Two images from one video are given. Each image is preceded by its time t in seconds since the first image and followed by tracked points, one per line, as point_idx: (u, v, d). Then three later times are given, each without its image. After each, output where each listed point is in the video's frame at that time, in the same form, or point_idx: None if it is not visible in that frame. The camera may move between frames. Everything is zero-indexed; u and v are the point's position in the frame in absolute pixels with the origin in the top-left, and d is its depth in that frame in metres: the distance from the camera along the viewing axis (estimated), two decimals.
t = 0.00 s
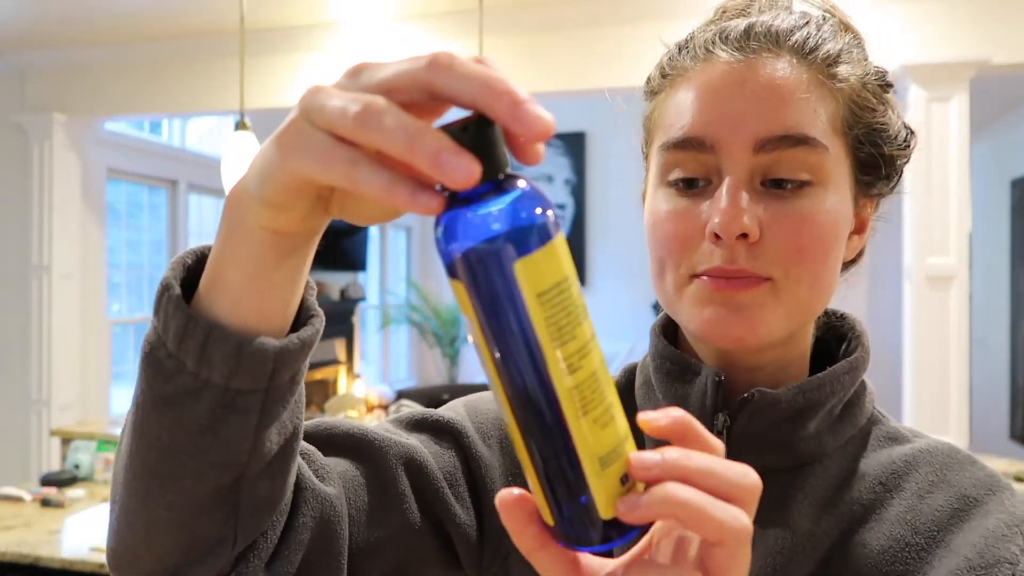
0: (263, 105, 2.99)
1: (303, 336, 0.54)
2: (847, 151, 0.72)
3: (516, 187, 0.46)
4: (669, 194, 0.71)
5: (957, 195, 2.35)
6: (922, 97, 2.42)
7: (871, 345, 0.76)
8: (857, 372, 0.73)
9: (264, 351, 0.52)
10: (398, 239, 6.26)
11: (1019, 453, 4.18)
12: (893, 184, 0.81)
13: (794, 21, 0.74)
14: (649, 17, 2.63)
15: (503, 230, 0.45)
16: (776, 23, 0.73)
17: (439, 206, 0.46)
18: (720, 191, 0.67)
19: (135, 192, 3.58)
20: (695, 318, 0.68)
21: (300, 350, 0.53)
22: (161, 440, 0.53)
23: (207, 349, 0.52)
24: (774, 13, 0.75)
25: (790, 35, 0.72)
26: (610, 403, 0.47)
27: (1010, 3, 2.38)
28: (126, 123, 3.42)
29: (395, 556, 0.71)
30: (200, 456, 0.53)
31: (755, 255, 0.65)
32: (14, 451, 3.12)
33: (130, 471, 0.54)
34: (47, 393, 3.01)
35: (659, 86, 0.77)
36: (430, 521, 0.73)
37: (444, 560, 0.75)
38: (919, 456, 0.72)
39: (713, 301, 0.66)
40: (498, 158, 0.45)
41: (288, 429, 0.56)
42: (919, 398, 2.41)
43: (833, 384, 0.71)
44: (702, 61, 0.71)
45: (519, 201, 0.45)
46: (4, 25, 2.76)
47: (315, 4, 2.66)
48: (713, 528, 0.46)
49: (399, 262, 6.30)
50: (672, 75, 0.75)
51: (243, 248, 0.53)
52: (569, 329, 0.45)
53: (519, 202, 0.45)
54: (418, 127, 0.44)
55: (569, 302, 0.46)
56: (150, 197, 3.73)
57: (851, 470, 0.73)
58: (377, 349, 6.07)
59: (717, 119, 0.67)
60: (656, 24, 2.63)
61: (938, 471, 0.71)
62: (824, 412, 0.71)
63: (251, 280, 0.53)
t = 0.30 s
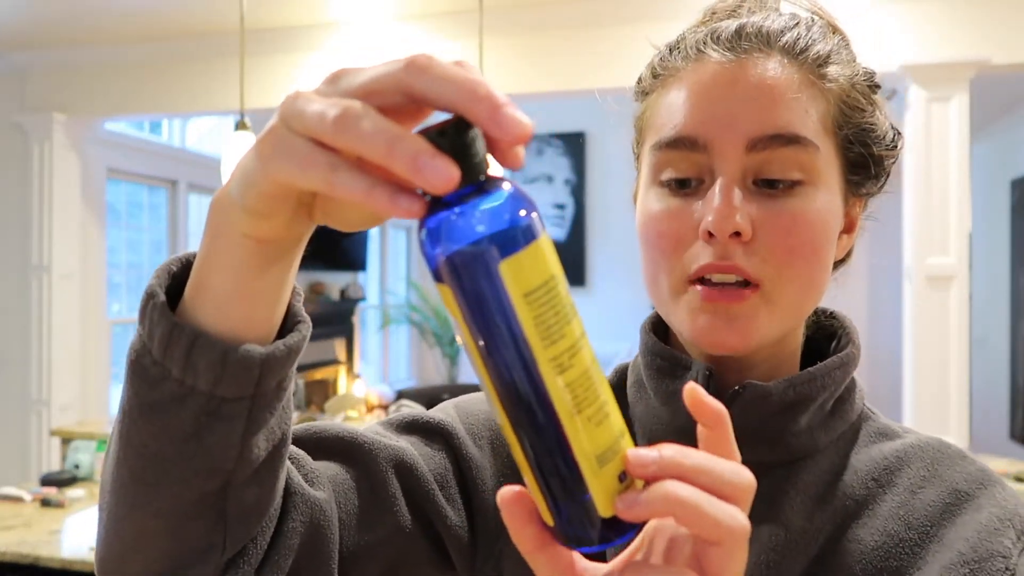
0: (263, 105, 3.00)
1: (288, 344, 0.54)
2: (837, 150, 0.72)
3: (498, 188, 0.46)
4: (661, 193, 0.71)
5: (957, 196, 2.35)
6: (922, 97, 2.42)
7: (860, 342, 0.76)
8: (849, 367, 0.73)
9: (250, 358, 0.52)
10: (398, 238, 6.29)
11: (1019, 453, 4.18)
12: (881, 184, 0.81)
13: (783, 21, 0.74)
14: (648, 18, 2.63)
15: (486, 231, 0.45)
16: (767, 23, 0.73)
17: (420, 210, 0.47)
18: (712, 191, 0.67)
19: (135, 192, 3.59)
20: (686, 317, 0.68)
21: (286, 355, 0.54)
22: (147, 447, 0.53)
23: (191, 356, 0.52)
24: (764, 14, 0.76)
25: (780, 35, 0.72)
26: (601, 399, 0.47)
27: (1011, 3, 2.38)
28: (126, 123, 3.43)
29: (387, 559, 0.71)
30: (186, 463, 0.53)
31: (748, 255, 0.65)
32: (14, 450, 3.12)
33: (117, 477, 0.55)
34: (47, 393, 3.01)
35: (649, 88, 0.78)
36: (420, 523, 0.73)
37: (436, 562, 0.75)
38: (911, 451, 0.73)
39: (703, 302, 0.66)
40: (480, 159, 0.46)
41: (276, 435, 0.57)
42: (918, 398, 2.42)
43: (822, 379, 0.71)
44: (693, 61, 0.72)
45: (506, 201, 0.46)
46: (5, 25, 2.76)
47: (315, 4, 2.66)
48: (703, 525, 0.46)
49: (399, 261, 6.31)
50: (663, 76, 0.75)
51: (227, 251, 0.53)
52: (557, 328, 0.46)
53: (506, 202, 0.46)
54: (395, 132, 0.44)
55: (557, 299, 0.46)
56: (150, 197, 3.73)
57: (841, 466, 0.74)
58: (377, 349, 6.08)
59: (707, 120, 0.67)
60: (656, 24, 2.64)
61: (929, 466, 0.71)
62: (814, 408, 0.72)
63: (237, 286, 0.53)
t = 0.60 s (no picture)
0: (263, 105, 2.99)
1: (343, 368, 0.52)
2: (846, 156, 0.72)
3: (550, 109, 0.45)
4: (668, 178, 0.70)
5: (956, 196, 2.35)
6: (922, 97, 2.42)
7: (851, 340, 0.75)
8: (836, 366, 0.72)
9: (325, 375, 0.51)
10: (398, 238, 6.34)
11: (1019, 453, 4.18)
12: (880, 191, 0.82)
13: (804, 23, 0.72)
14: (648, 18, 2.63)
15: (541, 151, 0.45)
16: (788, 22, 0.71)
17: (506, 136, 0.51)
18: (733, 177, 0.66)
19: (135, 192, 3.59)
20: (689, 303, 0.66)
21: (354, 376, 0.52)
22: (193, 446, 0.52)
23: (267, 367, 0.51)
24: (783, 13, 0.74)
25: (803, 35, 0.71)
26: (630, 343, 0.42)
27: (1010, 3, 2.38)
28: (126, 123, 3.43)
29: (385, 565, 0.71)
30: (231, 470, 0.53)
31: (762, 245, 0.64)
32: (14, 451, 3.12)
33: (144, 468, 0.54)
34: (47, 393, 3.01)
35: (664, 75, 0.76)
36: (415, 528, 0.73)
37: (431, 565, 0.75)
38: (899, 447, 0.72)
39: (711, 289, 0.65)
40: (555, 80, 0.44)
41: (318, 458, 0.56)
42: (918, 398, 2.41)
43: (808, 378, 0.70)
44: (715, 49, 0.70)
45: (552, 120, 0.44)
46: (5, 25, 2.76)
47: (315, 4, 2.66)
48: None
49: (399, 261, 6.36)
50: (681, 63, 0.73)
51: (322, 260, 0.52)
52: (573, 254, 0.43)
53: (548, 121, 0.44)
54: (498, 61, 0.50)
55: (580, 227, 0.42)
56: (150, 197, 3.73)
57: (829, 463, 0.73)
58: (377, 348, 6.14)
59: (735, 104, 0.66)
60: (656, 25, 2.64)
61: (918, 462, 0.70)
62: (802, 406, 0.71)
63: (325, 295, 0.52)
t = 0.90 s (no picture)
0: (263, 105, 2.99)
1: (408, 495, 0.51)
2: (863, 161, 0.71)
3: (572, 96, 0.45)
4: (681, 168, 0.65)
5: (956, 195, 2.35)
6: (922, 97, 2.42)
7: (847, 343, 0.73)
8: (832, 370, 0.70)
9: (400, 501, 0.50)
10: (398, 237, 6.61)
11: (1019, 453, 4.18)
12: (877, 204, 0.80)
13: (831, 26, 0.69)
14: (647, 17, 2.64)
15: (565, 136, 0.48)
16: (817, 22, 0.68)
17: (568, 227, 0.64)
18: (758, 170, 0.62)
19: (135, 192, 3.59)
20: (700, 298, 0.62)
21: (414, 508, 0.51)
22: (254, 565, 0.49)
23: (342, 486, 0.49)
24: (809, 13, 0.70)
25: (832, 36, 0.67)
26: (599, 317, 0.44)
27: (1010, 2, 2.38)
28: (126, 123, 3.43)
29: None
30: None
31: (785, 243, 0.60)
32: (14, 451, 3.12)
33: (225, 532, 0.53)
34: (47, 392, 3.01)
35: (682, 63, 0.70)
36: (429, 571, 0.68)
37: None
38: (897, 450, 0.70)
39: (724, 285, 0.61)
40: (577, 72, 0.45)
41: None
42: (919, 399, 2.41)
43: (805, 381, 0.68)
44: (742, 41, 0.65)
45: (576, 107, 0.45)
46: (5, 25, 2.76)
47: (315, 4, 2.66)
48: (623, 566, 0.45)
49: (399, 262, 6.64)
50: (704, 52, 0.68)
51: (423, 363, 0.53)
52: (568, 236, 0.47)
53: (569, 109, 0.45)
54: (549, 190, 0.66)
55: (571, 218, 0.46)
56: (150, 197, 3.73)
57: (827, 465, 0.72)
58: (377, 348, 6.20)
59: (769, 94, 0.61)
60: (655, 24, 2.63)
61: (915, 465, 0.69)
62: (799, 408, 0.69)
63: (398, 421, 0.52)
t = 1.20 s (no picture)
0: (264, 105, 2.99)
1: None
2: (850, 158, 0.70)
3: (587, 91, 0.46)
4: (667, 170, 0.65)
5: (957, 196, 2.35)
6: (921, 97, 2.42)
7: (842, 336, 0.71)
8: (825, 368, 0.68)
9: None
10: (398, 237, 6.63)
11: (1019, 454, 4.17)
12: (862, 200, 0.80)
13: (815, 22, 0.68)
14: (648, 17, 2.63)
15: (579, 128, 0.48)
16: (801, 19, 0.67)
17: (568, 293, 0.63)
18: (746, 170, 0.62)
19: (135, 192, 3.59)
20: (688, 299, 0.61)
21: None
22: None
23: None
24: (793, 10, 0.69)
25: (817, 32, 0.66)
26: (591, 324, 0.45)
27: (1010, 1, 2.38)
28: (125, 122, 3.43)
29: None
30: None
31: (773, 242, 0.60)
32: (14, 450, 3.12)
33: None
34: (47, 392, 3.01)
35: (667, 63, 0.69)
36: None
37: None
38: (893, 447, 0.68)
39: (714, 285, 0.60)
40: (604, 59, 0.46)
41: None
42: (919, 399, 2.41)
43: (795, 383, 0.66)
44: (727, 40, 0.65)
45: (591, 100, 0.45)
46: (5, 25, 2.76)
47: (314, 4, 2.65)
48: (585, 566, 0.46)
49: (399, 263, 6.66)
50: (687, 53, 0.67)
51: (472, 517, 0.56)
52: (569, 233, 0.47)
53: (584, 106, 0.46)
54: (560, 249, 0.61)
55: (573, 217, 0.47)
56: (150, 197, 3.73)
57: (823, 462, 0.69)
58: (377, 348, 6.21)
59: (753, 96, 0.61)
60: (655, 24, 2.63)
61: (912, 463, 0.67)
62: (790, 409, 0.67)
63: None
